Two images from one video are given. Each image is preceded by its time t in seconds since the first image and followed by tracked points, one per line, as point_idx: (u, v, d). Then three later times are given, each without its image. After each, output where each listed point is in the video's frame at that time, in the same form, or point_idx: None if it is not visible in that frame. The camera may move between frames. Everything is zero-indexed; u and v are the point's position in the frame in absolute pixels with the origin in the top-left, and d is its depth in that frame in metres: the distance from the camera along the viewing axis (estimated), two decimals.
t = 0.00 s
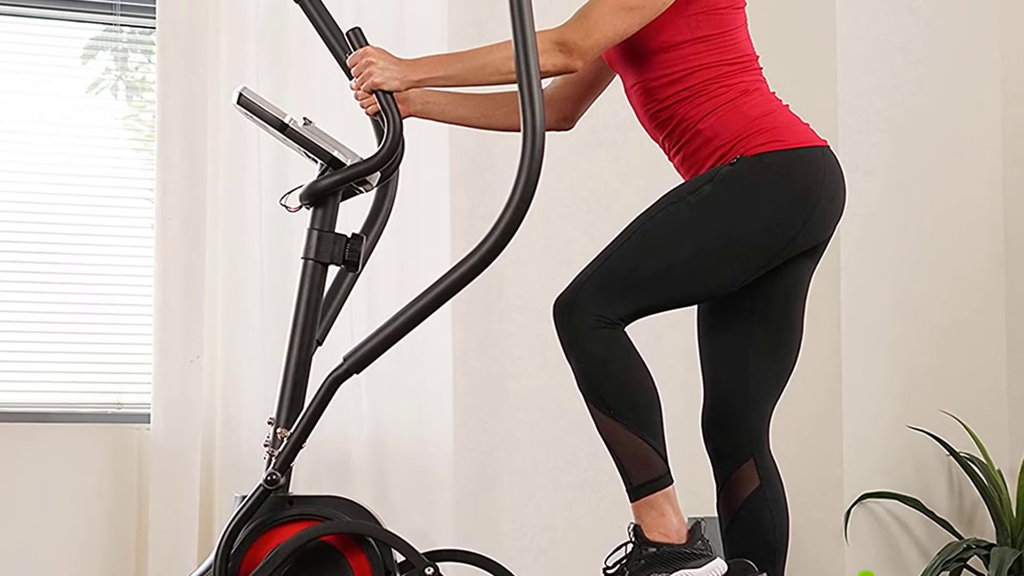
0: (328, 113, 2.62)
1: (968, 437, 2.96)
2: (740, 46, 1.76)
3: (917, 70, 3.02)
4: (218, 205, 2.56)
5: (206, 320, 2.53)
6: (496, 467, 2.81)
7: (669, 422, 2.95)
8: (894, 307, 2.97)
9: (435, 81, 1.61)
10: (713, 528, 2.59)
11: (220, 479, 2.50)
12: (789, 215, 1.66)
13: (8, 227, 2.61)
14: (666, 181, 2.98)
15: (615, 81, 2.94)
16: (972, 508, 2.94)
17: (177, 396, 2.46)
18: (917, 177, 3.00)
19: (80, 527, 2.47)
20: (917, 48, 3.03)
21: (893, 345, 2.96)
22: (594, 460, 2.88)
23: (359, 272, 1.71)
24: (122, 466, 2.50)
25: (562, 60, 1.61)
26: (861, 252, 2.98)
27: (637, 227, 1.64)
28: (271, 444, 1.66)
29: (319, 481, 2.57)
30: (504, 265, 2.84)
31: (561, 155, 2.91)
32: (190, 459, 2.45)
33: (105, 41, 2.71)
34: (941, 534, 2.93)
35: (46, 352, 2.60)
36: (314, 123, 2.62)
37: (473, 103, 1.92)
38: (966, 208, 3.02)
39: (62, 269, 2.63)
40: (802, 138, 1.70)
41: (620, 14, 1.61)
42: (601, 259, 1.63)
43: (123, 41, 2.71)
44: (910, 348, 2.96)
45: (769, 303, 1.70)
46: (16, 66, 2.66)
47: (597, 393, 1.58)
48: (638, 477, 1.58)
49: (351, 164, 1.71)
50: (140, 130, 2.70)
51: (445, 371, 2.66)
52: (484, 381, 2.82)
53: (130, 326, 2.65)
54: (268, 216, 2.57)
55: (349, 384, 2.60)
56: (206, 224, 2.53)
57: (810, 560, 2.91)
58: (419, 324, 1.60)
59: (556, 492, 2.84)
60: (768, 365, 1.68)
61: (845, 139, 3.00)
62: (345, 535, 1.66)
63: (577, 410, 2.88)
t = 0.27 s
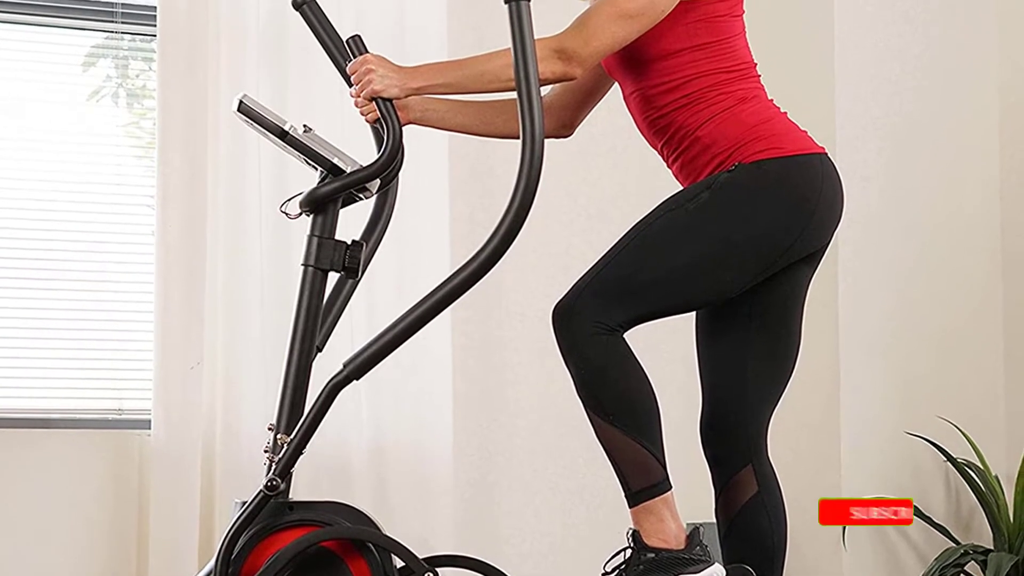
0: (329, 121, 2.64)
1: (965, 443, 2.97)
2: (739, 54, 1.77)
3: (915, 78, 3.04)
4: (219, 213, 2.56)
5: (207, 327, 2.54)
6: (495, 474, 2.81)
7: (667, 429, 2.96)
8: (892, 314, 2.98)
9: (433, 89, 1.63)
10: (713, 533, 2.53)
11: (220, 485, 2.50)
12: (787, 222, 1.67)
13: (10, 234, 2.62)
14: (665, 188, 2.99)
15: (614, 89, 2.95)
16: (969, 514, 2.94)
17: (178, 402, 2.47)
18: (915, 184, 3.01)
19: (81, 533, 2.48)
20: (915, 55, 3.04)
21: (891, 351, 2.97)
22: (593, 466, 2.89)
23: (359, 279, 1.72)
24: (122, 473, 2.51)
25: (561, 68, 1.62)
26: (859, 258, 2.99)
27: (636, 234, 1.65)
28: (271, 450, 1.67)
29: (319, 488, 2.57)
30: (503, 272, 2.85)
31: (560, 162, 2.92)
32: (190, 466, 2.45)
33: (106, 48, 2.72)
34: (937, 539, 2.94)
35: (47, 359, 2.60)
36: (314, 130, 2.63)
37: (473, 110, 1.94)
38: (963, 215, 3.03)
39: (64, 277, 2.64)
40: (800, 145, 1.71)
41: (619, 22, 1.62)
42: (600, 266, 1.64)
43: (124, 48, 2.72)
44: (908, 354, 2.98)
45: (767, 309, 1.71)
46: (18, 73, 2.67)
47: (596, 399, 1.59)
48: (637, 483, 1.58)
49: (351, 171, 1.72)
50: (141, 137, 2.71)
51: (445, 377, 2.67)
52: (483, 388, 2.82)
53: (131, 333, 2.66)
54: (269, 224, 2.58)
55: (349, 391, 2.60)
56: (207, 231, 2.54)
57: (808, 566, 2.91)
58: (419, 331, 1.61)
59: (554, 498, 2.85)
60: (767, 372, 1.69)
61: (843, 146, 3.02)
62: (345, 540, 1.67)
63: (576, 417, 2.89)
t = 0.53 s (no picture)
0: (329, 129, 2.65)
1: (962, 450, 2.98)
2: (737, 62, 1.78)
3: (912, 86, 3.05)
4: (219, 219, 2.58)
5: (208, 333, 2.55)
6: (494, 480, 2.82)
7: (666, 436, 2.97)
8: (890, 321, 2.99)
9: (433, 97, 1.64)
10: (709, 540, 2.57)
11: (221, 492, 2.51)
12: (785, 230, 1.68)
13: (12, 241, 2.63)
14: (663, 196, 3.00)
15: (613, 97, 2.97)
16: (966, 520, 2.96)
17: (179, 409, 2.48)
18: (913, 192, 3.02)
19: (82, 539, 2.49)
20: (912, 64, 3.06)
21: (887, 358, 2.99)
22: (591, 473, 2.90)
23: (358, 286, 1.72)
24: (123, 480, 2.51)
25: (560, 76, 1.64)
26: (857, 266, 3.00)
27: (634, 241, 1.66)
28: (271, 457, 1.68)
29: (319, 495, 2.58)
30: (502, 279, 2.86)
31: (559, 170, 2.93)
32: (190, 472, 2.46)
33: (107, 56, 2.72)
34: (934, 544, 2.95)
35: (48, 366, 2.61)
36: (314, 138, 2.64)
37: (473, 118, 1.95)
38: (959, 221, 3.04)
39: (65, 284, 2.65)
40: (798, 153, 1.72)
41: (618, 30, 1.63)
42: (599, 273, 1.65)
43: (125, 56, 2.72)
44: (905, 361, 2.99)
45: (765, 317, 1.72)
46: (19, 82, 2.69)
47: (594, 406, 1.60)
48: (635, 489, 1.59)
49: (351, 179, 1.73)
50: (141, 145, 2.72)
51: (445, 384, 2.68)
52: (483, 395, 2.83)
53: (132, 339, 2.67)
54: (270, 232, 2.59)
55: (349, 398, 2.61)
56: (207, 239, 2.55)
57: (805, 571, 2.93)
58: (419, 337, 1.62)
59: (553, 504, 2.86)
60: (764, 379, 1.70)
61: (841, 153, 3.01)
62: (345, 547, 1.68)
63: (575, 424, 2.90)
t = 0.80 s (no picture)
0: (328, 138, 2.66)
1: (959, 457, 3.00)
2: (735, 71, 1.79)
3: (909, 95, 3.07)
4: (219, 228, 2.59)
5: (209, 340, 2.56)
6: (493, 486, 2.83)
7: (664, 442, 2.98)
8: (887, 330, 3.00)
9: (432, 105, 1.65)
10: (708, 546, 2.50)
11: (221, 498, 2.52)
12: (782, 238, 1.69)
13: (13, 249, 2.64)
14: (661, 204, 3.02)
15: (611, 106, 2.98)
16: (964, 527, 2.97)
17: (180, 416, 2.49)
18: (911, 200, 3.04)
19: (83, 546, 2.49)
20: (909, 72, 3.07)
21: (884, 365, 3.00)
22: (590, 479, 2.91)
23: (358, 294, 1.74)
24: (123, 487, 2.52)
25: (559, 85, 1.65)
26: (852, 275, 3.01)
27: (632, 250, 1.67)
28: (271, 463, 1.68)
29: (319, 501, 2.58)
30: (502, 287, 2.87)
31: (558, 178, 2.94)
32: (190, 479, 2.47)
33: (108, 65, 2.74)
34: (931, 551, 2.97)
35: (50, 374, 2.62)
36: (314, 146, 2.66)
37: (473, 127, 1.97)
38: (956, 228, 3.06)
39: (67, 292, 2.66)
40: (795, 161, 1.74)
41: (616, 39, 1.64)
42: (597, 282, 1.66)
43: (127, 65, 2.74)
44: (903, 369, 3.00)
45: (762, 325, 1.73)
46: (20, 91, 2.70)
47: (593, 413, 1.61)
48: (633, 496, 1.60)
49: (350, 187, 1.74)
50: (142, 154, 2.73)
51: (445, 391, 2.69)
52: (481, 402, 2.84)
53: (132, 346, 2.68)
54: (270, 240, 2.60)
55: (348, 405, 2.62)
56: (208, 247, 2.56)
57: None
58: (418, 345, 1.62)
59: (552, 510, 2.87)
60: (762, 386, 1.71)
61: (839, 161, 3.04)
62: (345, 553, 1.68)
63: (574, 431, 2.91)
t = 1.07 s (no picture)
0: (328, 147, 2.68)
1: (957, 465, 3.02)
2: (733, 80, 1.81)
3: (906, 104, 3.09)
4: (220, 237, 2.60)
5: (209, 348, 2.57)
6: (492, 493, 2.84)
7: (662, 450, 2.99)
8: (885, 337, 3.00)
9: (431, 114, 1.66)
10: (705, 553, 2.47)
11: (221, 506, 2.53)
12: (780, 246, 1.71)
13: (14, 257, 2.65)
14: (660, 212, 3.03)
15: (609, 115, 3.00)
16: (960, 534, 3.00)
17: (180, 423, 2.50)
18: (909, 208, 3.05)
19: (84, 553, 2.50)
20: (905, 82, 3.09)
21: (882, 372, 2.98)
22: (588, 487, 2.92)
23: (358, 302, 1.75)
24: (124, 494, 2.53)
25: (558, 94, 1.66)
26: (850, 281, 2.99)
27: (631, 258, 1.69)
28: (272, 471, 1.69)
29: (319, 509, 2.59)
30: (500, 295, 2.89)
31: (556, 187, 2.96)
32: (191, 486, 2.48)
33: (109, 75, 2.75)
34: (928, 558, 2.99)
35: (50, 382, 2.63)
36: (314, 156, 2.67)
37: (472, 136, 1.98)
38: (954, 237, 3.09)
39: (68, 300, 2.67)
40: (793, 170, 1.75)
41: (615, 48, 1.66)
42: (596, 290, 1.67)
43: (127, 75, 2.74)
44: (901, 377, 3.00)
45: (759, 333, 1.74)
46: (23, 100, 2.71)
47: (592, 421, 1.62)
48: (632, 503, 1.61)
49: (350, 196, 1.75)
50: (143, 163, 2.74)
51: (445, 398, 2.70)
52: (480, 409, 2.85)
53: (133, 355, 2.69)
54: (271, 249, 2.62)
55: (348, 413, 2.63)
56: (208, 256, 2.57)
57: None
58: (417, 353, 1.63)
59: (551, 518, 2.88)
60: (760, 394, 1.72)
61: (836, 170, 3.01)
62: (345, 561, 1.69)
63: (572, 438, 2.92)
